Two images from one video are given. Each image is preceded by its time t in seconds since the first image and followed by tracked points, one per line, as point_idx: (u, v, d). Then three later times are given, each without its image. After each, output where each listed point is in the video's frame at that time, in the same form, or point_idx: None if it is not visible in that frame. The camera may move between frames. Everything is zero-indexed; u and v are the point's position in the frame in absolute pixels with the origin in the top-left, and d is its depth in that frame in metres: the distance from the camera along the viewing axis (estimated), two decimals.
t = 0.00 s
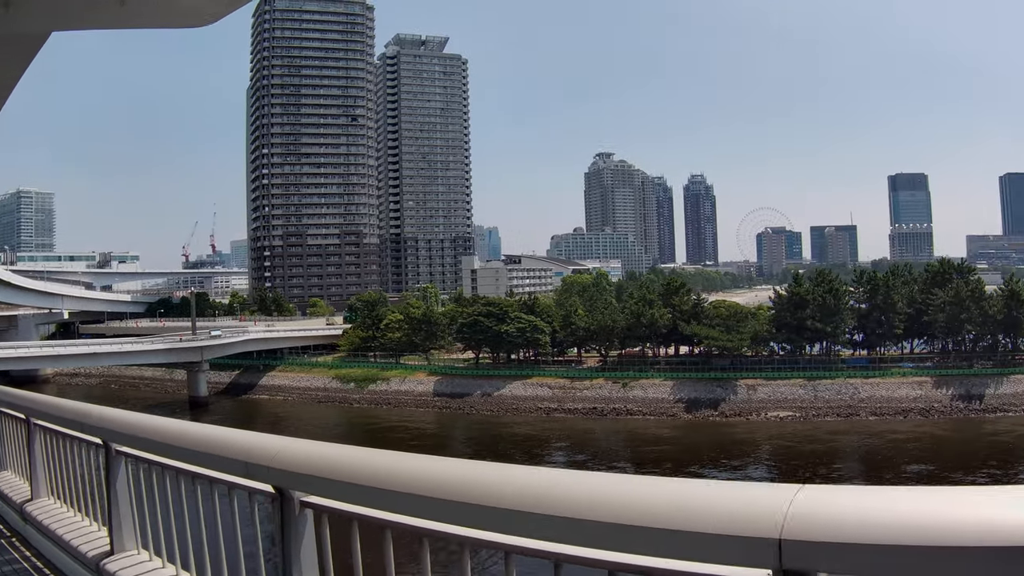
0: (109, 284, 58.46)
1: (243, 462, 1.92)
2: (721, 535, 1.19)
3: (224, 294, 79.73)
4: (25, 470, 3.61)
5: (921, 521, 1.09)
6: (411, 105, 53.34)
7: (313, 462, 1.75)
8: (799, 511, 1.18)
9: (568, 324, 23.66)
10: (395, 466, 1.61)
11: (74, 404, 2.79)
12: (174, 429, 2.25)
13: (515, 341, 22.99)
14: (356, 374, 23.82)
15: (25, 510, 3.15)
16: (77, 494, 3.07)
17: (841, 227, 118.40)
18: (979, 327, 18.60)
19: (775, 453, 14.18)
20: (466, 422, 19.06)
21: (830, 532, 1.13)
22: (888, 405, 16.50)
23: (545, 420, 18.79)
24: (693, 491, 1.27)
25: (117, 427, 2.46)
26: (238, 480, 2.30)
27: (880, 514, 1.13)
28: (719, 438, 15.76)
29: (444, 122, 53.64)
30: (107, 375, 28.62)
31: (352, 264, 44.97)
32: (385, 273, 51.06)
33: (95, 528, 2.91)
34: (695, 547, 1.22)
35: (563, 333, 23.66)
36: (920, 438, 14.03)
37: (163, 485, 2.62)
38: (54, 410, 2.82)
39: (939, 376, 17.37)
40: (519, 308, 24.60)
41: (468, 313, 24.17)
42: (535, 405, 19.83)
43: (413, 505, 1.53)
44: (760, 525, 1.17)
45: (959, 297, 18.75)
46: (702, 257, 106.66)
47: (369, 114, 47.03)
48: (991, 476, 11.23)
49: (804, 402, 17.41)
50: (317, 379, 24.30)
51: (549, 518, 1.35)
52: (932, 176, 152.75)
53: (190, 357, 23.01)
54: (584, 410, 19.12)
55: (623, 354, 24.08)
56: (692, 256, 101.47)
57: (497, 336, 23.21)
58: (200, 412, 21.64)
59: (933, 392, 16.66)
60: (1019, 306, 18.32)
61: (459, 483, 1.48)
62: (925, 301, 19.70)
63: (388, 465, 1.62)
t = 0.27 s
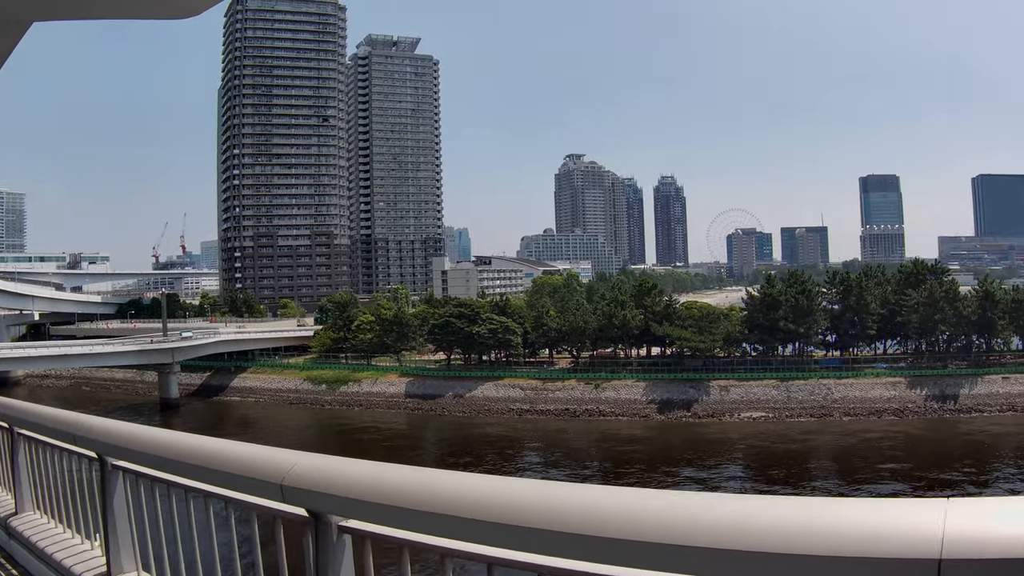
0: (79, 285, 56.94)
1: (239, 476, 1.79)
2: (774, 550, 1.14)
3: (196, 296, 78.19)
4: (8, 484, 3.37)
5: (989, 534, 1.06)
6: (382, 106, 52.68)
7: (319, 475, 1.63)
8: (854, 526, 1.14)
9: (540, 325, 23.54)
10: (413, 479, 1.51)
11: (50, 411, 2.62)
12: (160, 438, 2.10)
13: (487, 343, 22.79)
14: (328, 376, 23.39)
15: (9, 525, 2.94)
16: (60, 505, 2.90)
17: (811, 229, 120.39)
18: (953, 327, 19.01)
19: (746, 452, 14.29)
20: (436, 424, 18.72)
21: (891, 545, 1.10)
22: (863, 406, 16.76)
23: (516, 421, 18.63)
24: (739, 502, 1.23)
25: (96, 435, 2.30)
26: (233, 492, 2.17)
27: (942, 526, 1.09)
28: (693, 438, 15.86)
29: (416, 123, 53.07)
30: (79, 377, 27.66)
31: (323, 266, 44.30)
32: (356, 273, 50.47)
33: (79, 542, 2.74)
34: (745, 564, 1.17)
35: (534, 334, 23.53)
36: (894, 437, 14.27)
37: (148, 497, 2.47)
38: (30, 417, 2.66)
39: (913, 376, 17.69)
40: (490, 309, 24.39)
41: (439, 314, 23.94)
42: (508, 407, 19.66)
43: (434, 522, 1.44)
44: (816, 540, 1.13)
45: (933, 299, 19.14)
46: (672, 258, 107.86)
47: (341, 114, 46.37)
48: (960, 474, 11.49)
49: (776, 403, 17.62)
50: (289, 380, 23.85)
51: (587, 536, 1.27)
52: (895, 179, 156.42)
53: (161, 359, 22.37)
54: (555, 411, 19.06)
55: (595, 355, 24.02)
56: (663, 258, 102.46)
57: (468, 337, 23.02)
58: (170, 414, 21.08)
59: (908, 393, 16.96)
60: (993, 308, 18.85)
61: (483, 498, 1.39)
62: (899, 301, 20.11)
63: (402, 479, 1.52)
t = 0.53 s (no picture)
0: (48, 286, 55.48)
1: (240, 477, 1.71)
2: (808, 541, 1.15)
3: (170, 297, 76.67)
4: None
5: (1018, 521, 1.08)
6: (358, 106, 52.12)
7: (328, 474, 1.57)
8: (887, 514, 1.15)
9: (517, 326, 23.44)
10: (429, 477, 1.47)
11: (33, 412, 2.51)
12: (150, 438, 2.01)
13: (463, 344, 22.63)
14: (305, 377, 22.99)
15: None
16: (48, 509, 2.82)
17: (785, 230, 122.10)
18: (931, 325, 19.31)
19: (725, 452, 14.35)
20: (413, 426, 18.42)
21: (926, 533, 1.12)
22: (841, 406, 17.03)
23: (493, 422, 18.51)
24: (771, 495, 1.23)
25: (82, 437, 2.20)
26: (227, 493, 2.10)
27: (976, 513, 1.11)
28: (670, 438, 15.93)
29: (392, 124, 52.58)
30: (52, 378, 26.90)
31: (299, 266, 43.73)
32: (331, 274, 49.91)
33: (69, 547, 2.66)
34: (778, 556, 1.18)
35: (511, 336, 23.38)
36: (871, 437, 14.47)
37: (137, 499, 2.38)
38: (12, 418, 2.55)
39: (890, 376, 17.97)
40: (467, 310, 24.22)
41: (416, 315, 23.72)
42: (485, 408, 19.54)
43: (454, 523, 1.39)
44: (849, 531, 1.14)
45: (910, 299, 19.39)
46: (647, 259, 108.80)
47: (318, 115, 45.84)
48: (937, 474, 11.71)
49: (753, 403, 17.76)
50: (266, 382, 23.45)
51: (619, 533, 1.25)
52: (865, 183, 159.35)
53: (137, 360, 21.84)
54: (533, 412, 18.98)
55: (573, 356, 23.97)
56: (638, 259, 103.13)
57: (445, 338, 22.84)
58: (146, 416, 20.64)
59: (884, 393, 17.27)
60: (972, 308, 19.35)
61: (506, 494, 1.36)
62: (877, 303, 20.42)
63: (418, 479, 1.47)
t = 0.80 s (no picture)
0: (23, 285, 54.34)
1: (242, 488, 1.70)
2: (816, 555, 1.16)
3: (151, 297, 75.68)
4: None
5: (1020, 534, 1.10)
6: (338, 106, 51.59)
7: (332, 485, 1.58)
8: (889, 527, 1.17)
9: (498, 326, 23.32)
10: (436, 489, 1.47)
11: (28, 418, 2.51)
12: (150, 446, 2.00)
13: (444, 344, 22.53)
14: (286, 377, 22.72)
15: None
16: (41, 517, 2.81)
17: (763, 231, 123.40)
18: (913, 325, 19.61)
19: (706, 452, 14.27)
20: (395, 426, 18.21)
21: (928, 546, 1.13)
22: (823, 406, 17.23)
23: (474, 422, 18.38)
24: (775, 504, 1.25)
25: (79, 445, 2.19)
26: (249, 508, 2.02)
27: (978, 527, 1.13)
28: (651, 439, 15.74)
29: (373, 124, 52.12)
30: (33, 379, 26.37)
31: (279, 266, 43.23)
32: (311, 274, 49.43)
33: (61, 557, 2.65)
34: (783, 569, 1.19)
35: (492, 336, 23.22)
36: (857, 440, 14.30)
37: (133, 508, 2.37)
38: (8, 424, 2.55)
39: (872, 376, 18.24)
40: (448, 310, 24.07)
41: (397, 315, 23.52)
42: (466, 408, 19.36)
43: (463, 536, 1.39)
44: (855, 543, 1.16)
45: (893, 299, 19.74)
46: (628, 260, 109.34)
47: (299, 114, 45.35)
48: (918, 474, 11.89)
49: (735, 403, 17.86)
50: (246, 382, 23.13)
51: (625, 545, 1.27)
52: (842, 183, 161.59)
53: (118, 360, 21.43)
54: (514, 412, 18.86)
55: (555, 356, 23.95)
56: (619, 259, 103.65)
57: (426, 338, 22.71)
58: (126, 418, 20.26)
59: (866, 392, 17.49)
60: (955, 307, 19.68)
61: (513, 506, 1.37)
62: (859, 302, 20.74)
63: (424, 490, 1.47)
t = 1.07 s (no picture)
0: None
1: (256, 484, 1.73)
2: (822, 534, 1.23)
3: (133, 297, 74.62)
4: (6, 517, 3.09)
5: (1017, 515, 1.16)
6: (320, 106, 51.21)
7: (350, 482, 1.59)
8: (895, 510, 1.23)
9: (481, 327, 23.20)
10: (454, 481, 1.50)
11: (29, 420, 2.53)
12: (158, 445, 2.02)
13: (428, 344, 22.41)
14: (269, 378, 22.47)
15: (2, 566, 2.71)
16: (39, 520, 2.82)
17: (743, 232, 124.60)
18: (898, 325, 19.93)
19: (690, 450, 14.32)
20: (380, 426, 18.10)
21: (930, 527, 1.20)
22: (808, 405, 17.43)
23: (458, 422, 18.30)
24: (851, 494, 1.28)
25: (84, 444, 2.21)
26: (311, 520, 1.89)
27: (974, 506, 1.20)
28: (634, 442, 15.33)
29: (355, 125, 51.76)
30: (16, 381, 25.81)
31: (261, 267, 42.72)
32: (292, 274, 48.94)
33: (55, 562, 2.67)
34: (792, 549, 1.25)
35: (475, 337, 23.11)
36: (844, 441, 14.30)
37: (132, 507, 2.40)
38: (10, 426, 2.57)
39: (856, 375, 18.50)
40: (431, 310, 23.95)
41: (380, 316, 23.36)
42: (450, 409, 19.23)
43: (483, 529, 1.43)
44: (857, 521, 1.22)
45: (878, 299, 20.01)
46: (609, 260, 109.74)
47: (282, 114, 44.91)
48: (903, 473, 12.01)
49: (719, 403, 17.97)
50: (228, 384, 22.81)
51: (644, 533, 1.31)
52: (822, 184, 163.40)
53: (102, 362, 21.04)
54: (498, 413, 18.77)
55: (538, 356, 23.93)
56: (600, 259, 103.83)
57: (410, 338, 22.58)
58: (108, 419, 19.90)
59: (850, 392, 17.72)
60: (940, 307, 20.02)
61: (652, 506, 1.32)
62: (843, 302, 21.02)
63: (498, 489, 1.46)
